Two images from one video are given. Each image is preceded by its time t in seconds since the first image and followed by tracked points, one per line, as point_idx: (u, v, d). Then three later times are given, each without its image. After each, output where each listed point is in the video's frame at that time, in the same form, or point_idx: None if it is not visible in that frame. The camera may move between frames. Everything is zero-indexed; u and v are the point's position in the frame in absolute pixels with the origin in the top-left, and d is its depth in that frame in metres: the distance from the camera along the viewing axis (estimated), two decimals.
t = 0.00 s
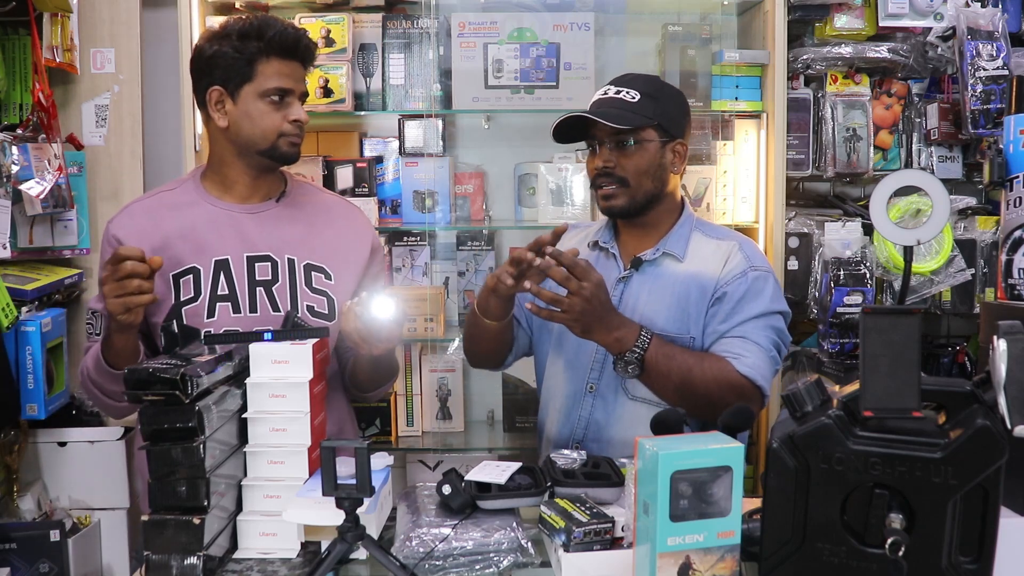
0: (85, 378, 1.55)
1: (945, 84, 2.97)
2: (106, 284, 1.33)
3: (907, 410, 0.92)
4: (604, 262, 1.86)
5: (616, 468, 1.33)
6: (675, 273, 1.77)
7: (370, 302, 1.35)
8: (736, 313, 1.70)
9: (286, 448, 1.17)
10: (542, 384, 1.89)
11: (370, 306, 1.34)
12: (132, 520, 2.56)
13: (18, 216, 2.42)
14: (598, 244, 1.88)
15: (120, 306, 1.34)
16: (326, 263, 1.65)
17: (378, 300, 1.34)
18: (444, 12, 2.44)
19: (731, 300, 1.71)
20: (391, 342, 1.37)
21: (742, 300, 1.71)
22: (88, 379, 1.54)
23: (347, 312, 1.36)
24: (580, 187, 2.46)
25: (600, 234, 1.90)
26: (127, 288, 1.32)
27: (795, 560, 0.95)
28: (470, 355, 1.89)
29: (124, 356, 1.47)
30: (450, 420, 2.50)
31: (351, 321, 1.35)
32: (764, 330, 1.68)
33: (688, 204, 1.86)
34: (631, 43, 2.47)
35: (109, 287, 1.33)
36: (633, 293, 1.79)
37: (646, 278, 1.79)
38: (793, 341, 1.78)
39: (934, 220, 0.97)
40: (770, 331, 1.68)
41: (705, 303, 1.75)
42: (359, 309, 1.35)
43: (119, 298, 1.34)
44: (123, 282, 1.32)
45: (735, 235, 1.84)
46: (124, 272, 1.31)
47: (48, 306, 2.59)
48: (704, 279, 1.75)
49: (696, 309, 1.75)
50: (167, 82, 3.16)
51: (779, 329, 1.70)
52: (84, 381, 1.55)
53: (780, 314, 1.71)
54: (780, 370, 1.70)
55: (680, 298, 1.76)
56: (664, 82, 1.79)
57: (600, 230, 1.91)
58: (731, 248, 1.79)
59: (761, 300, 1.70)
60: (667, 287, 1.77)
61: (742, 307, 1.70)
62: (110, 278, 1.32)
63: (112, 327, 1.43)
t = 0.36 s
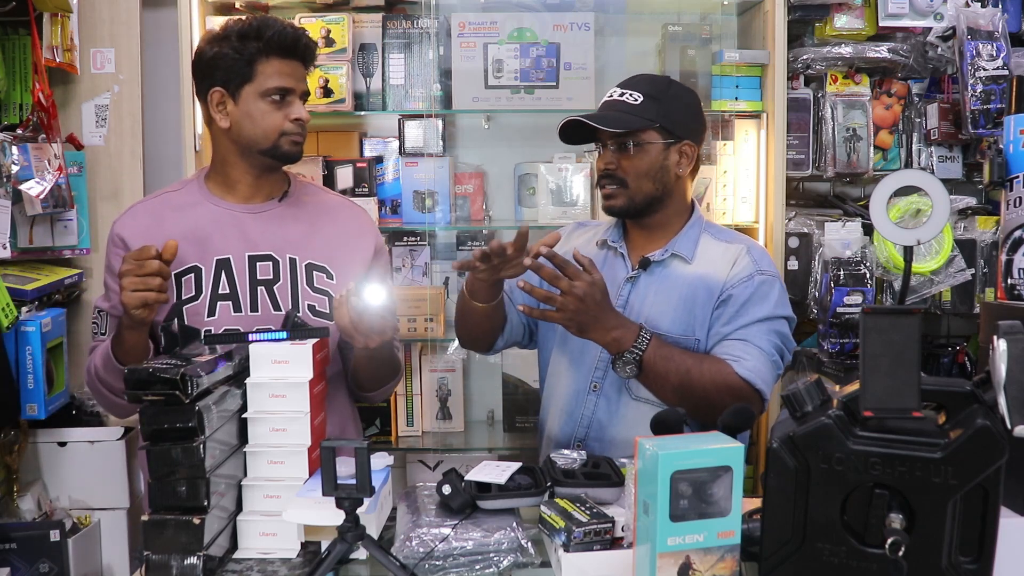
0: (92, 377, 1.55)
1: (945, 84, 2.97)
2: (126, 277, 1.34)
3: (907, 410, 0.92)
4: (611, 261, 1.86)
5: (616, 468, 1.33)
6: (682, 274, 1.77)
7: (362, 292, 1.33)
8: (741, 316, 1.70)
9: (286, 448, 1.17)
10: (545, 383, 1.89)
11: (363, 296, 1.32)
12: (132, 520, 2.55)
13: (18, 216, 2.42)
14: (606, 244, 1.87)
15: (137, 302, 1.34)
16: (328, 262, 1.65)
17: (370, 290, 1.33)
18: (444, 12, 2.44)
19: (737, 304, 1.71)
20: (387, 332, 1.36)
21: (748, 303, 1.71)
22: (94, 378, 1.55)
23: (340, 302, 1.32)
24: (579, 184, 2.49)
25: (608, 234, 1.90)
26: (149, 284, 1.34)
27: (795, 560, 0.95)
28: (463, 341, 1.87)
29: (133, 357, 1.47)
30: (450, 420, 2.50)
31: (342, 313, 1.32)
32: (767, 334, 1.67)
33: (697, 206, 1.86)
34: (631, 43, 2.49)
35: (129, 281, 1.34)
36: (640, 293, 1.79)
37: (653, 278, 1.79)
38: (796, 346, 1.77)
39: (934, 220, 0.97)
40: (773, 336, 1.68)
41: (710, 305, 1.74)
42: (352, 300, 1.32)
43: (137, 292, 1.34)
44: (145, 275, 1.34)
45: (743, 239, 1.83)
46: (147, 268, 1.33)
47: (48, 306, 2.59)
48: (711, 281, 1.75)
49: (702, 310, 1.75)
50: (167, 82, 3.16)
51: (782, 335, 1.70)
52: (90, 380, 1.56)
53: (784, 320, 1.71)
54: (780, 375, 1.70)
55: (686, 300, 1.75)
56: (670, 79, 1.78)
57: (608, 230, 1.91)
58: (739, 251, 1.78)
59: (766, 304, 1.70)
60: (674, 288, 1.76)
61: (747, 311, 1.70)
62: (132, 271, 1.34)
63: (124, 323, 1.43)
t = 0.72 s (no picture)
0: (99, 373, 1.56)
1: (945, 84, 2.97)
2: (135, 281, 1.32)
3: (907, 410, 0.92)
4: (614, 263, 1.86)
5: (616, 468, 1.33)
6: (686, 277, 1.77)
7: (359, 289, 1.32)
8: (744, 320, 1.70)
9: (285, 448, 1.17)
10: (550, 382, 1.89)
11: (357, 293, 1.32)
12: (132, 520, 2.55)
13: (18, 216, 2.42)
14: (610, 245, 1.88)
15: (147, 305, 1.33)
16: (331, 263, 1.65)
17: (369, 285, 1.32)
18: (444, 12, 2.44)
19: (740, 307, 1.71)
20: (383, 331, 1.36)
21: (751, 307, 1.71)
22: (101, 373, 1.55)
23: (337, 297, 1.33)
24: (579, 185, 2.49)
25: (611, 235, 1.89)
26: (158, 286, 1.33)
27: (795, 560, 0.95)
28: (477, 350, 1.89)
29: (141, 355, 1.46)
30: (450, 420, 2.50)
31: (338, 310, 1.34)
32: (770, 338, 1.67)
33: (700, 205, 1.86)
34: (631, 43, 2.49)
35: (139, 284, 1.33)
36: (643, 295, 1.79)
37: (656, 281, 1.79)
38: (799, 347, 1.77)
39: (934, 220, 0.97)
40: (776, 339, 1.68)
41: (713, 309, 1.74)
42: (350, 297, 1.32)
43: (147, 296, 1.33)
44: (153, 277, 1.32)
45: (747, 240, 1.83)
46: (156, 271, 1.32)
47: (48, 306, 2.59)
48: (714, 284, 1.75)
49: (705, 313, 1.75)
50: (167, 82, 3.16)
51: (785, 338, 1.70)
52: (98, 377, 1.56)
53: (788, 323, 1.71)
54: (783, 378, 1.70)
55: (689, 303, 1.76)
56: (668, 79, 1.77)
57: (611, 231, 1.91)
58: (742, 253, 1.78)
59: (770, 308, 1.69)
60: (677, 291, 1.76)
61: (749, 315, 1.70)
62: (141, 273, 1.32)
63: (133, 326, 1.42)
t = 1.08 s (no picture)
0: (101, 371, 1.56)
1: (945, 84, 2.97)
2: (153, 273, 1.33)
3: (907, 410, 0.92)
4: (613, 265, 1.85)
5: (616, 468, 1.33)
6: (682, 276, 1.76)
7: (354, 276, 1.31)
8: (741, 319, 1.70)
9: (285, 448, 1.17)
10: (554, 384, 1.90)
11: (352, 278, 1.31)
12: (132, 520, 2.55)
13: (18, 216, 2.42)
14: (608, 246, 1.88)
15: (165, 297, 1.33)
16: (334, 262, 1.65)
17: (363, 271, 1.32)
18: (444, 12, 2.44)
19: (736, 306, 1.70)
20: (378, 318, 1.37)
21: (748, 305, 1.70)
22: (103, 371, 1.56)
23: (331, 285, 1.32)
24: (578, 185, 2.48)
25: (610, 236, 1.89)
26: (176, 278, 1.33)
27: (795, 560, 0.95)
28: (484, 360, 1.89)
29: (149, 352, 1.46)
30: (451, 420, 2.50)
31: (332, 296, 1.33)
32: (767, 337, 1.67)
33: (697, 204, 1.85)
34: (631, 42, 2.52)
35: (157, 276, 1.33)
36: (641, 296, 1.79)
37: (652, 281, 1.79)
38: (799, 344, 1.76)
39: (934, 220, 0.97)
40: (774, 337, 1.67)
41: (710, 308, 1.74)
42: (345, 284, 1.32)
43: (164, 286, 1.33)
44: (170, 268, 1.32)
45: (744, 236, 1.82)
46: (174, 262, 1.32)
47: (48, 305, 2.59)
48: (711, 283, 1.75)
49: (702, 313, 1.75)
50: (167, 82, 3.15)
51: (784, 335, 1.69)
52: (99, 375, 1.57)
53: (786, 320, 1.70)
54: (783, 377, 1.69)
55: (686, 303, 1.75)
56: (657, 81, 1.77)
57: (610, 232, 1.91)
58: (738, 250, 1.77)
59: (766, 306, 1.69)
60: (674, 291, 1.76)
61: (746, 314, 1.70)
62: (159, 265, 1.32)
63: (145, 320, 1.42)
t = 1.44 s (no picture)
0: (102, 371, 1.56)
1: (945, 84, 2.97)
2: (151, 267, 1.33)
3: (907, 410, 0.92)
4: (610, 266, 1.86)
5: (616, 468, 1.33)
6: (679, 276, 1.76)
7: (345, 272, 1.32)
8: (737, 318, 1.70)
9: (285, 448, 1.17)
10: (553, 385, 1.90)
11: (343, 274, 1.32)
12: (132, 520, 2.55)
13: (18, 216, 2.42)
14: (605, 248, 1.88)
15: (162, 292, 1.33)
16: (331, 261, 1.65)
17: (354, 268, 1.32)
18: (444, 12, 2.44)
19: (733, 306, 1.70)
20: (371, 316, 1.36)
21: (744, 305, 1.70)
22: (104, 370, 1.56)
23: (324, 281, 1.33)
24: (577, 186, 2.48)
25: (606, 236, 1.89)
26: (174, 272, 1.33)
27: (795, 560, 0.95)
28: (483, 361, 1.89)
29: (148, 351, 1.46)
30: (450, 420, 2.49)
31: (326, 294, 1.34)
32: (764, 336, 1.67)
33: (693, 203, 1.86)
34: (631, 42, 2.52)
35: (154, 271, 1.33)
36: (637, 297, 1.79)
37: (649, 282, 1.79)
38: (796, 342, 1.76)
39: (934, 220, 0.97)
40: (771, 336, 1.67)
41: (707, 308, 1.74)
42: (336, 278, 1.32)
43: (161, 281, 1.33)
44: (168, 262, 1.33)
45: (740, 235, 1.82)
46: (173, 257, 1.32)
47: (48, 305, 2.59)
48: (707, 283, 1.75)
49: (699, 313, 1.75)
50: (167, 82, 3.15)
51: (781, 334, 1.69)
52: (99, 374, 1.57)
53: (783, 319, 1.70)
54: (781, 375, 1.69)
55: (682, 303, 1.75)
56: (651, 81, 1.77)
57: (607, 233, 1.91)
58: (734, 249, 1.77)
59: (763, 305, 1.69)
60: (671, 291, 1.76)
61: (743, 313, 1.70)
62: (157, 259, 1.33)
63: (143, 318, 1.42)
